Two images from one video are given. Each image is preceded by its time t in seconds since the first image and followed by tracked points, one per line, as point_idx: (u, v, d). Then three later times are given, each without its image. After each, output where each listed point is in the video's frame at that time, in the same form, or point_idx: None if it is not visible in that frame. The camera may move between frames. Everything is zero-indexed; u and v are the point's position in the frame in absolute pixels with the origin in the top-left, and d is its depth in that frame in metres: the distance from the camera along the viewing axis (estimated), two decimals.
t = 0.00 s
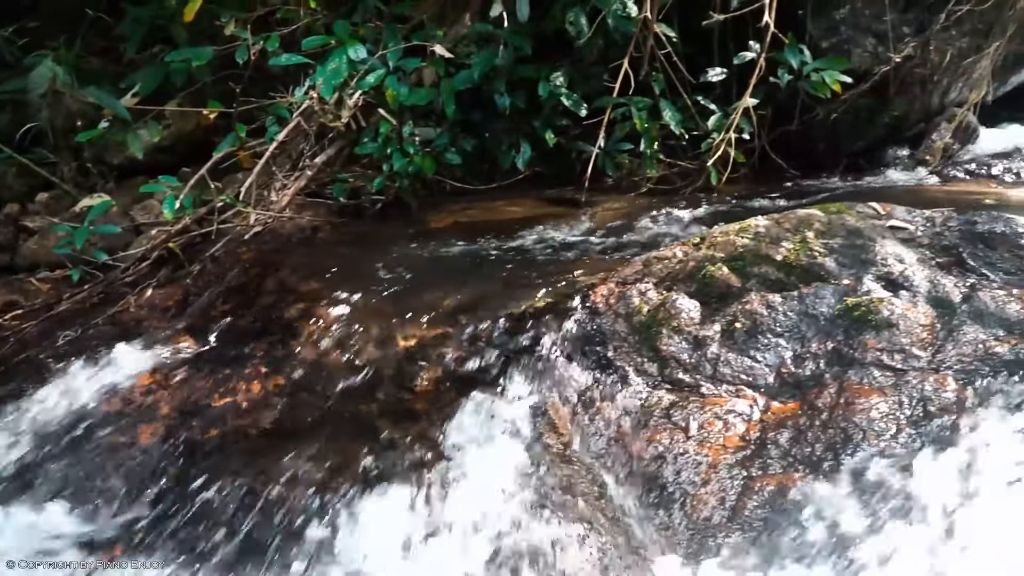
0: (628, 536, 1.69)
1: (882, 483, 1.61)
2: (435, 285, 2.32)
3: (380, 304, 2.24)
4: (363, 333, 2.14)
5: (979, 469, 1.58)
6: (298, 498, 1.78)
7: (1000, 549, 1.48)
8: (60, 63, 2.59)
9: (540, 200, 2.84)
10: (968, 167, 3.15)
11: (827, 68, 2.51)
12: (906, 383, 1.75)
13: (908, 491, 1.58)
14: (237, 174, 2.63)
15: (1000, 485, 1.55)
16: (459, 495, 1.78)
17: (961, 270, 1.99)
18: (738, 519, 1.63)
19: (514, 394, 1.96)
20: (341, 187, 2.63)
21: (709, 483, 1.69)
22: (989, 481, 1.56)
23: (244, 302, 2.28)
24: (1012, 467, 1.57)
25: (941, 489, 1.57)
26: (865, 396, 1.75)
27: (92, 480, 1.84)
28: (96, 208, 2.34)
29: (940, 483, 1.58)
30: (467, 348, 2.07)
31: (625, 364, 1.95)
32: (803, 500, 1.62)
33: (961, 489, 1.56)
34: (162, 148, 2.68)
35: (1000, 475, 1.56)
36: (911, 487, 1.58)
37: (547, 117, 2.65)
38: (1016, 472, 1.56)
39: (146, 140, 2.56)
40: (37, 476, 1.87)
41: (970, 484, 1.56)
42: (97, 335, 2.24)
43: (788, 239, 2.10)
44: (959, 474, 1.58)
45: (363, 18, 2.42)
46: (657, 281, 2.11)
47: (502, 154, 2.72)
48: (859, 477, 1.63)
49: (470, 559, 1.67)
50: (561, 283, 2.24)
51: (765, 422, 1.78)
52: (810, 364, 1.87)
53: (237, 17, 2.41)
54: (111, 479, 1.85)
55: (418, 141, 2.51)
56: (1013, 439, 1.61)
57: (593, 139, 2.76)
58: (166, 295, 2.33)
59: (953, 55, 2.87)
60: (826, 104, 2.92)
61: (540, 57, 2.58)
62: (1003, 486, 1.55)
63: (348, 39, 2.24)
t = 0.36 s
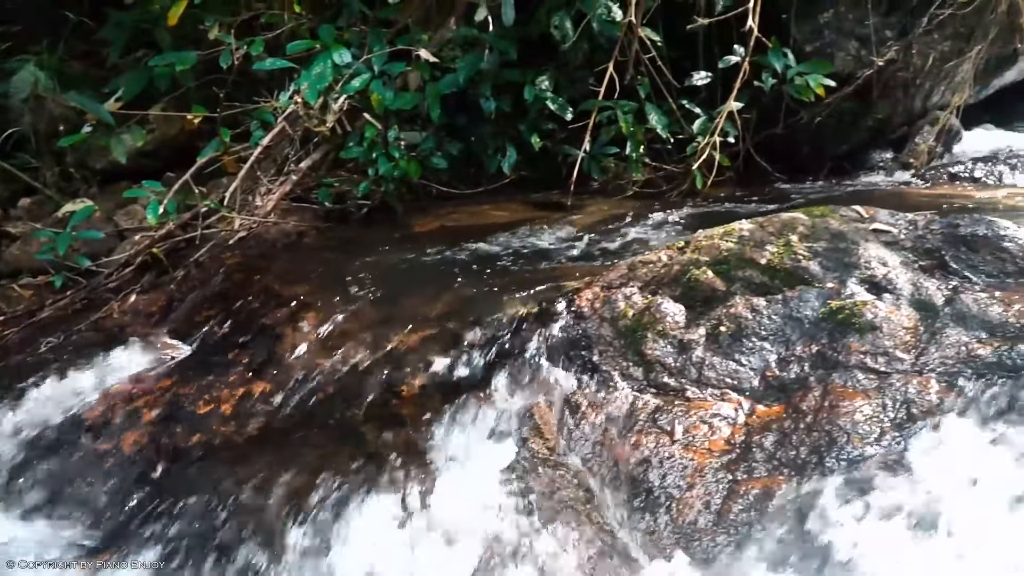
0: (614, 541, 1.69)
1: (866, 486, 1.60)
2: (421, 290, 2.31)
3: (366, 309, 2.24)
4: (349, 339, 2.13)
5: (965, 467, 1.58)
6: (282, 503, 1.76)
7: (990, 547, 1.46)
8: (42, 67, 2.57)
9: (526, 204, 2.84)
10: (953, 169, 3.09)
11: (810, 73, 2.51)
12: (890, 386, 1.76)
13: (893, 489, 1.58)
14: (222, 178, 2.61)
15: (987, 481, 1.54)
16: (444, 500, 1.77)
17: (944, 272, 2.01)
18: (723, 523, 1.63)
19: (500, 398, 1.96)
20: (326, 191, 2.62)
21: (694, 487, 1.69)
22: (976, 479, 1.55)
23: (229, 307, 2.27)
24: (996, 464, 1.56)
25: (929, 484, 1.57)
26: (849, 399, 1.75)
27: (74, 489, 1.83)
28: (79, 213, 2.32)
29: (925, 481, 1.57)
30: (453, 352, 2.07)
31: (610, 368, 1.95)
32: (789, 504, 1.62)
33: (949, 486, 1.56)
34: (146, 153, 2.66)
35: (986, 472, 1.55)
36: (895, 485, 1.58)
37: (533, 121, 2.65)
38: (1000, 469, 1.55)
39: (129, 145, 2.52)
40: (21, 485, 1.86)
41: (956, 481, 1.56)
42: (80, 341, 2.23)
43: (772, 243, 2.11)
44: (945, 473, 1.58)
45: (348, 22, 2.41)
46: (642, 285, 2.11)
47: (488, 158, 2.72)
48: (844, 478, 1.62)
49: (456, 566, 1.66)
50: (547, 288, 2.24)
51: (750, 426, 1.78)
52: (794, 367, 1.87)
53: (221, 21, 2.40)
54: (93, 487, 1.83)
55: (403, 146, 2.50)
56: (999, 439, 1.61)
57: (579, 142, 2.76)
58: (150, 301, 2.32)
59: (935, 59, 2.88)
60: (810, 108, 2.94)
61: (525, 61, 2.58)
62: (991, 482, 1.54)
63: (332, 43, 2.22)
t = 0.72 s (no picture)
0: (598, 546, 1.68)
1: (848, 489, 1.61)
2: (404, 295, 2.31)
3: (348, 315, 2.22)
4: (331, 345, 2.12)
5: (946, 470, 1.60)
6: (263, 511, 1.75)
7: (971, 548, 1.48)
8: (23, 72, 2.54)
9: (510, 208, 2.84)
10: (933, 173, 3.13)
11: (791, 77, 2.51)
12: (872, 389, 1.76)
13: (875, 492, 1.59)
14: (205, 183, 2.60)
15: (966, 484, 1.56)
16: (426, 508, 1.76)
17: (925, 276, 2.02)
18: (707, 527, 1.62)
19: (483, 404, 1.95)
20: (309, 198, 2.62)
21: (678, 492, 1.68)
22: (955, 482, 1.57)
23: (210, 314, 2.26)
24: (975, 467, 1.59)
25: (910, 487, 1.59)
26: (831, 402, 1.75)
27: (50, 498, 1.79)
28: (60, 219, 2.30)
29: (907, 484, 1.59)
30: (435, 358, 2.06)
31: (594, 373, 1.95)
32: (769, 509, 1.62)
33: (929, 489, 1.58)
34: (128, 158, 2.65)
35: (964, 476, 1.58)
36: (877, 488, 1.60)
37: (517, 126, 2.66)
38: (979, 472, 1.58)
39: (111, 150, 2.52)
40: None
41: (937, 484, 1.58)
42: (60, 348, 2.20)
43: (755, 248, 2.12)
44: (925, 476, 1.60)
45: (331, 27, 2.41)
46: (625, 290, 2.11)
47: (472, 163, 2.72)
48: (825, 483, 1.63)
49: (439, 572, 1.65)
50: (531, 293, 2.23)
51: (733, 430, 1.78)
52: (777, 371, 1.88)
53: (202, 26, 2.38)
54: (71, 496, 1.80)
55: (387, 150, 2.50)
56: (978, 441, 1.63)
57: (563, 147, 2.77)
58: (132, 307, 2.30)
59: (916, 64, 2.87)
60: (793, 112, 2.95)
61: (509, 66, 2.58)
62: (970, 484, 1.56)
63: (315, 48, 2.22)
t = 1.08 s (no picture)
0: (580, 551, 1.67)
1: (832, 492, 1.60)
2: (387, 300, 2.30)
3: (330, 321, 2.21)
4: (313, 351, 2.11)
5: (930, 472, 1.59)
6: (243, 518, 1.73)
7: (957, 547, 1.46)
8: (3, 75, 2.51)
9: (494, 213, 2.84)
10: (915, 177, 3.11)
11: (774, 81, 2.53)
12: (853, 394, 1.77)
13: (858, 494, 1.59)
14: (187, 188, 2.58)
15: (951, 484, 1.56)
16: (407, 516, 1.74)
17: (905, 280, 2.03)
18: (690, 532, 1.61)
19: (467, 409, 1.95)
20: (292, 202, 2.58)
21: (661, 497, 1.67)
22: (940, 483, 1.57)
23: (192, 319, 2.24)
24: (959, 468, 1.58)
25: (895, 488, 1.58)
26: (813, 407, 1.76)
27: (25, 508, 1.75)
28: (40, 223, 2.28)
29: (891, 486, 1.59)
30: (418, 363, 2.05)
31: (578, 379, 1.95)
32: (753, 513, 1.61)
33: (914, 490, 1.57)
34: (110, 162, 2.63)
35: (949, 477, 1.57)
36: (859, 489, 1.59)
37: (500, 131, 2.66)
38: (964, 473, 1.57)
39: (93, 154, 2.50)
40: None
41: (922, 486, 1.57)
42: (39, 354, 2.16)
43: (737, 252, 2.12)
44: (910, 478, 1.59)
45: (314, 32, 2.40)
46: (608, 295, 2.11)
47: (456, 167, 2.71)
48: (807, 486, 1.63)
49: None
50: (514, 298, 2.23)
51: (716, 435, 1.78)
52: (759, 376, 1.88)
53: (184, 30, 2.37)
54: (47, 506, 1.76)
55: (371, 155, 2.49)
56: (962, 444, 1.63)
57: (548, 151, 2.77)
58: (113, 313, 2.28)
59: (898, 69, 2.89)
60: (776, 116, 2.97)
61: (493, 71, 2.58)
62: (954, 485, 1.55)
63: (298, 53, 2.21)
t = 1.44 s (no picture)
0: (562, 556, 1.65)
1: (812, 497, 1.60)
2: (367, 306, 2.29)
3: (311, 326, 2.20)
4: (292, 357, 2.09)
5: (910, 477, 1.59)
6: (223, 526, 1.72)
7: (937, 553, 1.47)
8: None
9: (476, 218, 2.84)
10: (895, 182, 3.14)
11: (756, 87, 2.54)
12: (833, 399, 1.78)
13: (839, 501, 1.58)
14: (168, 193, 2.55)
15: (930, 488, 1.56)
16: (386, 524, 1.73)
17: (885, 285, 2.04)
18: (672, 538, 1.60)
19: (449, 416, 1.94)
20: (274, 207, 2.58)
21: (642, 503, 1.67)
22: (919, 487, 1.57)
23: (173, 325, 2.22)
24: (939, 472, 1.59)
25: (879, 494, 1.58)
26: (793, 412, 1.76)
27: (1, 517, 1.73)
28: (19, 228, 2.23)
29: (871, 492, 1.59)
30: (398, 369, 2.05)
31: (559, 385, 1.94)
32: (735, 518, 1.61)
33: (895, 495, 1.57)
34: (89, 167, 2.60)
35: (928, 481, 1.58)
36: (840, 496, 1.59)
37: (483, 136, 2.66)
38: (943, 476, 1.58)
39: (72, 159, 2.47)
40: None
41: (903, 492, 1.57)
42: (16, 361, 2.14)
43: (719, 258, 2.13)
44: (890, 483, 1.60)
45: (296, 36, 2.39)
46: (590, 300, 2.11)
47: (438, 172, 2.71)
48: (789, 493, 1.62)
49: None
50: (495, 304, 2.22)
51: (697, 440, 1.78)
52: (740, 381, 1.88)
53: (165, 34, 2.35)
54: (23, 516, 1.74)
55: (353, 160, 2.48)
56: (940, 448, 1.64)
57: (531, 156, 2.77)
58: (92, 319, 2.26)
59: (878, 75, 2.88)
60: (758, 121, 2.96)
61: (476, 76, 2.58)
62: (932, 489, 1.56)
63: (280, 58, 2.21)
